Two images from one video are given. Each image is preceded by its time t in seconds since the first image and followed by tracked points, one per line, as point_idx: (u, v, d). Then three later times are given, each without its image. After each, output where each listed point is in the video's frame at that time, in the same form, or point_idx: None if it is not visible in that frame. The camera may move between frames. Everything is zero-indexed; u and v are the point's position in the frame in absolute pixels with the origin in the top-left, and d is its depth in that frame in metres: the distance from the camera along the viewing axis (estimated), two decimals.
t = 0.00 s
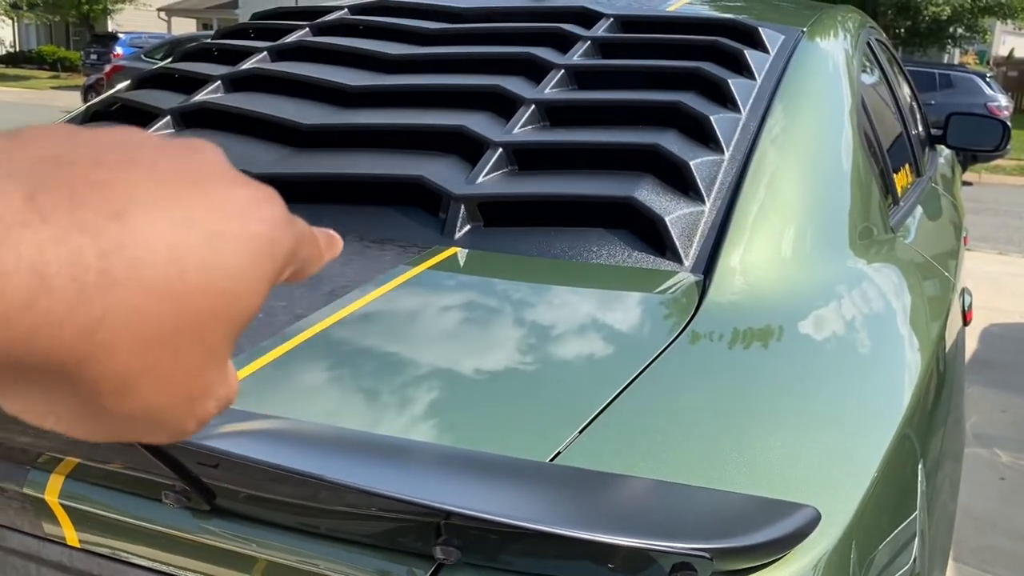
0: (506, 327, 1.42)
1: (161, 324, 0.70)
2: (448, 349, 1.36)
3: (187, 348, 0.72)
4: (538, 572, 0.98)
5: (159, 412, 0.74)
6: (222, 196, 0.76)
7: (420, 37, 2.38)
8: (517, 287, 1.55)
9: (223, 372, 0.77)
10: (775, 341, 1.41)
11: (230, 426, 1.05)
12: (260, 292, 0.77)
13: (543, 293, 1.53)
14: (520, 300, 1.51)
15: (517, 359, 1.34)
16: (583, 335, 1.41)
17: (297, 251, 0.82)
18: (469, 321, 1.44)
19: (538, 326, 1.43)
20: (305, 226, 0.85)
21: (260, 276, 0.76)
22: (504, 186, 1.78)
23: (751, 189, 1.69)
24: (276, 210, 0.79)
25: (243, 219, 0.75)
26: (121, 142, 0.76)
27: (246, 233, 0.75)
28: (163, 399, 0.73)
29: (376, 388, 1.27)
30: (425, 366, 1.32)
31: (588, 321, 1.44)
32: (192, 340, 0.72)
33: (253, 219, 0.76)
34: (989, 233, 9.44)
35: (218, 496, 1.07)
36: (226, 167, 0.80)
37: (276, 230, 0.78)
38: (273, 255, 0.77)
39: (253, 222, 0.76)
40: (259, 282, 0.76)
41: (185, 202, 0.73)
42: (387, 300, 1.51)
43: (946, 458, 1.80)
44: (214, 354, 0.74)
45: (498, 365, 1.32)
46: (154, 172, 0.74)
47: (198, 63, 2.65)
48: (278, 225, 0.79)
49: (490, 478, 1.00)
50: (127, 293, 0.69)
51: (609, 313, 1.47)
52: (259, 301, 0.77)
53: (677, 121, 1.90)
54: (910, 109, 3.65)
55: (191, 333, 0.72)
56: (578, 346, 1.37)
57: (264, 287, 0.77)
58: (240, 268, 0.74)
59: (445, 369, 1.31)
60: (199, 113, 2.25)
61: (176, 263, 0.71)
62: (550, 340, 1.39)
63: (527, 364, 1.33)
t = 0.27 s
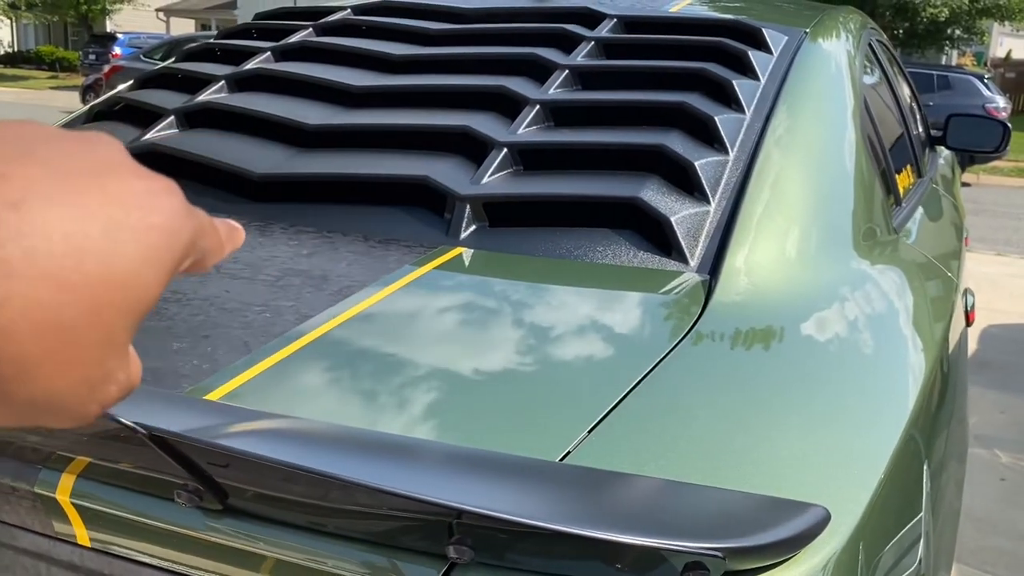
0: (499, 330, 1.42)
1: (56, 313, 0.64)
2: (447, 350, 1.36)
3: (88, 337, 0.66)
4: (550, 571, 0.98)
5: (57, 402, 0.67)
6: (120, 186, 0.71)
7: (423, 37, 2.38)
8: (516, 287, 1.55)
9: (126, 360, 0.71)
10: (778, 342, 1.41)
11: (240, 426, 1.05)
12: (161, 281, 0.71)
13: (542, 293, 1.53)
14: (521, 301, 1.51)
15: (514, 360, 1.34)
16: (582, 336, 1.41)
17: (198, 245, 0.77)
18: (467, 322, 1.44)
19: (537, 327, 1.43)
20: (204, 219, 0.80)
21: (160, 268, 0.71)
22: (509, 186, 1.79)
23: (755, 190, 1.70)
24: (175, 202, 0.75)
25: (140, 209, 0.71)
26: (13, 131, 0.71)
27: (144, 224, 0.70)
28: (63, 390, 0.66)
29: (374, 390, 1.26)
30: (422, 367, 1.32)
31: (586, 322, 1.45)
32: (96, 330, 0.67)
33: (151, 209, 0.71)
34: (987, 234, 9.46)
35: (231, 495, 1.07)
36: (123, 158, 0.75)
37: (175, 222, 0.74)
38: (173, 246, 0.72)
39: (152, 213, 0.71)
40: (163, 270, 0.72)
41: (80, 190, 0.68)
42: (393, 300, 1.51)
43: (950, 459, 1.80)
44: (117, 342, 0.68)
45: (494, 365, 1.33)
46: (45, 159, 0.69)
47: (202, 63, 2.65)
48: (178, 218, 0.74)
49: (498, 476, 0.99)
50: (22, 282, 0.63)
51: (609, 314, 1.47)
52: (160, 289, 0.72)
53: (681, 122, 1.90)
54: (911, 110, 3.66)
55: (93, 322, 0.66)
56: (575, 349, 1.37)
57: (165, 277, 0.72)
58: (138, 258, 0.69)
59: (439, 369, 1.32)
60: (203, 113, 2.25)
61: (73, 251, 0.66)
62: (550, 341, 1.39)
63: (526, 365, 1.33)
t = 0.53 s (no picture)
0: (496, 330, 1.42)
1: (92, 332, 0.64)
2: (448, 351, 1.36)
3: (122, 353, 0.66)
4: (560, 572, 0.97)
5: (100, 420, 0.67)
6: (154, 195, 0.70)
7: (425, 37, 2.37)
8: (517, 288, 1.55)
9: (171, 374, 0.71)
10: (779, 344, 1.40)
11: (249, 426, 1.04)
12: (198, 294, 0.71)
13: (542, 294, 1.53)
14: (522, 301, 1.50)
15: (513, 361, 1.34)
16: (580, 337, 1.41)
17: (235, 253, 0.76)
18: (466, 323, 1.44)
19: (536, 328, 1.43)
20: (241, 224, 0.78)
21: (194, 281, 0.70)
22: (513, 186, 1.78)
23: (760, 191, 1.69)
24: (211, 210, 0.73)
25: (173, 220, 0.69)
26: (42, 140, 0.71)
27: (176, 235, 0.69)
28: (102, 407, 0.67)
29: (372, 391, 1.26)
30: (422, 368, 1.32)
31: (586, 323, 1.44)
32: (128, 346, 0.66)
33: (185, 220, 0.70)
34: (985, 235, 9.47)
35: (241, 496, 1.07)
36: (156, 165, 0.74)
37: (212, 231, 0.72)
38: (209, 257, 0.71)
39: (185, 223, 0.70)
40: (200, 280, 0.71)
41: (109, 202, 0.67)
42: (398, 300, 1.51)
43: (954, 460, 1.80)
44: (153, 357, 0.68)
45: (493, 365, 1.33)
46: (74, 169, 0.68)
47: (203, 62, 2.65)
48: (216, 226, 0.73)
49: (508, 477, 0.99)
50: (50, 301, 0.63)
51: (609, 314, 1.47)
52: (197, 303, 0.71)
53: (685, 122, 1.90)
54: (911, 111, 3.66)
55: (124, 338, 0.66)
56: (573, 350, 1.37)
57: (202, 290, 0.71)
58: (170, 271, 0.68)
59: (437, 369, 1.32)
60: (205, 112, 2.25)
61: (100, 266, 0.65)
62: (549, 342, 1.39)
63: (524, 366, 1.33)
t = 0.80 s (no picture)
0: (496, 329, 1.41)
1: (149, 330, 0.60)
2: (442, 350, 1.36)
3: (180, 347, 0.62)
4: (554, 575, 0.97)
5: (172, 414, 0.63)
6: (207, 173, 0.64)
7: (422, 37, 2.37)
8: (513, 288, 1.54)
9: (239, 362, 0.66)
10: (775, 345, 1.40)
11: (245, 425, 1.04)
12: (260, 278, 0.65)
13: (538, 294, 1.52)
14: (517, 301, 1.50)
15: (511, 360, 1.33)
16: (579, 336, 1.41)
17: (303, 227, 0.69)
18: (462, 322, 1.43)
19: (533, 328, 1.42)
20: (309, 191, 0.71)
21: (255, 264, 0.64)
22: (510, 186, 1.78)
23: (757, 191, 1.69)
24: (271, 184, 0.67)
25: (227, 200, 0.64)
26: (92, 113, 0.66)
27: (227, 215, 0.63)
28: (170, 403, 0.63)
29: (369, 391, 1.26)
30: (418, 367, 1.31)
31: (583, 323, 1.44)
32: (185, 338, 0.62)
33: (243, 197, 0.64)
34: (981, 235, 9.48)
35: (235, 498, 1.06)
36: (211, 138, 0.67)
37: (273, 206, 0.66)
38: (269, 238, 0.65)
39: (237, 201, 0.64)
40: (258, 260, 0.65)
41: (161, 185, 0.63)
42: (393, 300, 1.50)
43: (951, 460, 1.79)
44: (214, 346, 0.63)
45: (490, 365, 1.32)
46: (115, 148, 0.63)
47: (199, 61, 2.64)
48: (276, 201, 0.66)
49: (504, 478, 0.99)
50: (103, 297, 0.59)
51: (605, 314, 1.47)
52: (261, 289, 0.66)
53: (683, 122, 1.90)
54: (908, 111, 3.66)
55: (181, 331, 0.62)
56: (573, 349, 1.37)
57: (265, 274, 0.65)
58: (229, 257, 0.63)
59: (436, 369, 1.31)
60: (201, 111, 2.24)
61: (157, 254, 0.61)
62: (546, 341, 1.38)
63: (522, 365, 1.32)
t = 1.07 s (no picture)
0: (492, 329, 1.41)
1: (236, 380, 0.67)
2: (438, 350, 1.36)
3: (279, 392, 0.69)
4: None
5: (266, 460, 0.71)
6: (301, 219, 0.71)
7: (419, 37, 2.37)
8: (508, 288, 1.54)
9: (335, 403, 0.73)
10: (770, 346, 1.40)
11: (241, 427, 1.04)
12: (353, 318, 0.72)
13: (533, 294, 1.52)
14: (513, 301, 1.50)
15: (506, 360, 1.33)
16: (574, 336, 1.41)
17: (402, 259, 0.76)
18: (458, 322, 1.43)
19: (529, 328, 1.42)
20: (407, 217, 0.78)
21: (352, 304, 0.72)
22: (505, 187, 1.78)
23: (753, 192, 1.69)
24: (367, 223, 0.74)
25: (324, 243, 0.71)
26: (194, 159, 0.73)
27: (323, 258, 0.71)
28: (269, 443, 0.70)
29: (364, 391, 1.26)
30: (414, 368, 1.31)
31: (579, 323, 1.44)
32: (281, 382, 0.69)
33: (341, 241, 0.72)
34: (977, 235, 9.49)
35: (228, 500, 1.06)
36: (308, 175, 0.75)
37: (361, 247, 0.73)
38: (364, 279, 0.72)
39: (333, 243, 0.71)
40: (345, 310, 0.71)
41: (255, 234, 0.69)
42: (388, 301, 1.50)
43: (945, 461, 1.80)
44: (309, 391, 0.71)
45: (486, 366, 1.32)
46: (224, 194, 0.70)
47: (195, 61, 2.64)
48: (370, 241, 0.73)
49: (499, 481, 0.99)
50: (196, 350, 0.66)
51: (601, 315, 1.47)
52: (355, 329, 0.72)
53: (678, 123, 1.90)
54: (904, 112, 3.67)
55: (277, 377, 0.69)
56: (568, 349, 1.37)
57: (359, 313, 0.72)
58: (325, 301, 0.70)
59: (432, 369, 1.31)
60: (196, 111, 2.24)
61: (248, 304, 0.68)
62: (541, 342, 1.39)
63: (517, 365, 1.33)
